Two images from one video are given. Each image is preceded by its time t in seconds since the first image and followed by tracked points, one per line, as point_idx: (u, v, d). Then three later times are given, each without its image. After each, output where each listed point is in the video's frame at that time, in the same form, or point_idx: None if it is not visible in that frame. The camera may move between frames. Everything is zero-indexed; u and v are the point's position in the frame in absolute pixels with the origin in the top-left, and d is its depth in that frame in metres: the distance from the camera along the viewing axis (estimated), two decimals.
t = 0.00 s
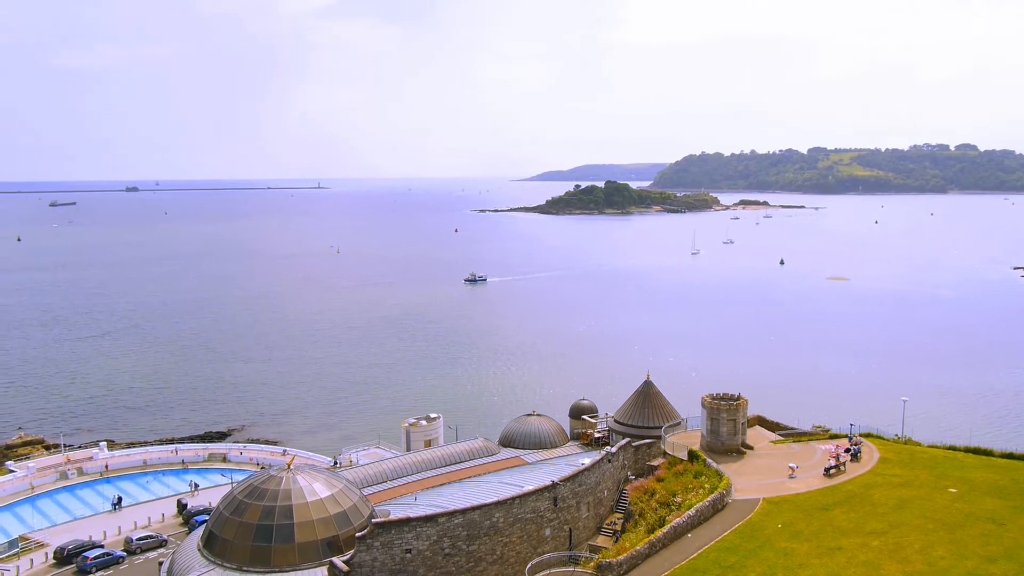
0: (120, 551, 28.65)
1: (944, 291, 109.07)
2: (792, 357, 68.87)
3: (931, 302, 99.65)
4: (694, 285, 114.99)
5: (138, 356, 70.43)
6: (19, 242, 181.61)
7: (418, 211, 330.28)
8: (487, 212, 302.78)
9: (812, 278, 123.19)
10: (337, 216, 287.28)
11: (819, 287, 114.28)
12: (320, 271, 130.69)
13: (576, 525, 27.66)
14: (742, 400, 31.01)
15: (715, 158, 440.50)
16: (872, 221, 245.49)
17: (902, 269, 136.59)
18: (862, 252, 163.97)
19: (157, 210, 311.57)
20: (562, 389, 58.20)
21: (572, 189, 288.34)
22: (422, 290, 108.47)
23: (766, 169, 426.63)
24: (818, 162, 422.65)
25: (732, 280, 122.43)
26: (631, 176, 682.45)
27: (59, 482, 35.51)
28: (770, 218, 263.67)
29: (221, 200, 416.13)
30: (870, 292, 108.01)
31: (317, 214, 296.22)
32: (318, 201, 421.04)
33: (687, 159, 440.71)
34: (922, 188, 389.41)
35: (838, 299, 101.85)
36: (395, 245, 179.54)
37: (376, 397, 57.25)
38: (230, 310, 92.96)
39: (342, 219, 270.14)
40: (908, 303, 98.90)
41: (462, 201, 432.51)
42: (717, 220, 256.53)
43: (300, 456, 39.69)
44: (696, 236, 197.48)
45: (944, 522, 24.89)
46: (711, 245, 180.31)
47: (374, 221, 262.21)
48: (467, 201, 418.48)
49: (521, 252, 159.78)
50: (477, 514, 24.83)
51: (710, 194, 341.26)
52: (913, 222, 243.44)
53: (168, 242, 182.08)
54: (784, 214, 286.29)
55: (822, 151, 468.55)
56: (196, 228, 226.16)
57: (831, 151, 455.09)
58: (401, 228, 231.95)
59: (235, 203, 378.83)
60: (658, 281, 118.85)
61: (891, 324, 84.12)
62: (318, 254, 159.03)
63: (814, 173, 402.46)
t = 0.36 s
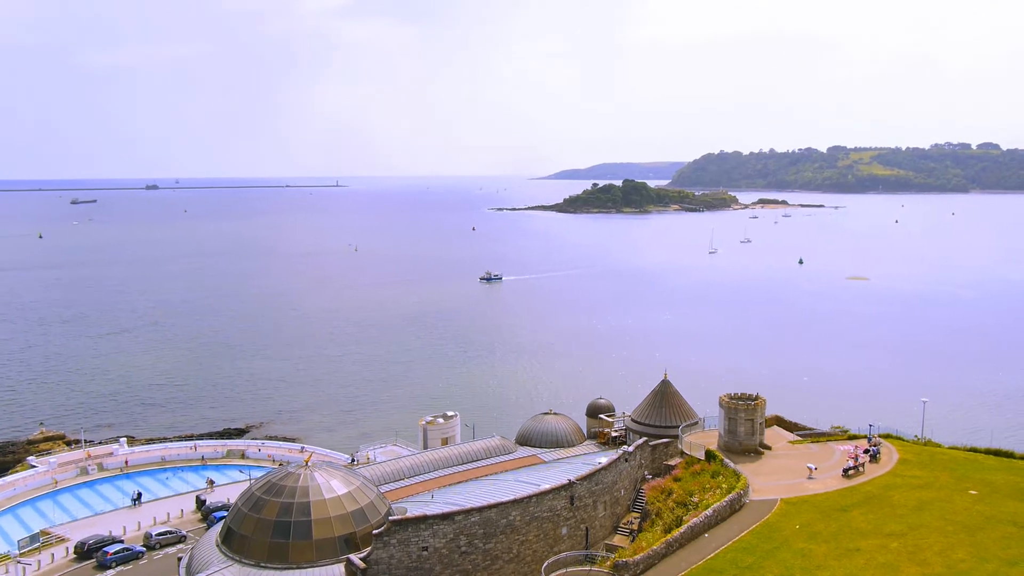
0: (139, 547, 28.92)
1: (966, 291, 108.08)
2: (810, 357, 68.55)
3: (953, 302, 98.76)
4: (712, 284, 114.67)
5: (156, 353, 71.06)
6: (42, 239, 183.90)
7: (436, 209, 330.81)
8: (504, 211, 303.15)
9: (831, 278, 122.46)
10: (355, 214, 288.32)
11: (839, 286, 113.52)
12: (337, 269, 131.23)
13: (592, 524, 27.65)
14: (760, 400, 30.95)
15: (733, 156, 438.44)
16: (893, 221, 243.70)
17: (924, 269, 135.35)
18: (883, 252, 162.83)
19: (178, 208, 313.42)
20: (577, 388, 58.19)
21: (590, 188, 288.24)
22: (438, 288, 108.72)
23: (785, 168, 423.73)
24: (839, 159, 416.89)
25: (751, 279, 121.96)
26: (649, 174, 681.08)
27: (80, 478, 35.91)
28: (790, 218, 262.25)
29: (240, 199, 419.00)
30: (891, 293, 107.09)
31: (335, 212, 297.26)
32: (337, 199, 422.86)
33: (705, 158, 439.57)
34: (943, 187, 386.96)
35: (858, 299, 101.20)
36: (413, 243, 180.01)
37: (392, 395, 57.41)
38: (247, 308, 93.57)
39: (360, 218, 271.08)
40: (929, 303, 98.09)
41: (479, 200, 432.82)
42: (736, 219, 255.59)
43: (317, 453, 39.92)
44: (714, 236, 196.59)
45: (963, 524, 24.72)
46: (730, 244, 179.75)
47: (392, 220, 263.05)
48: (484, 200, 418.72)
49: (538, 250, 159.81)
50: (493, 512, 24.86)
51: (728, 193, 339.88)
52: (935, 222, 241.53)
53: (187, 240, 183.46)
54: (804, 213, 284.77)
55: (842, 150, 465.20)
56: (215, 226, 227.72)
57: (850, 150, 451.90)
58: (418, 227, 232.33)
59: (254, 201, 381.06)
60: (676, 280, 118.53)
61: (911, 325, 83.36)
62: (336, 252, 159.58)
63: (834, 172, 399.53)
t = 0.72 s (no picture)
0: (159, 541, 29.18)
1: (988, 290, 106.93)
2: (828, 356, 68.08)
3: (975, 301, 97.70)
4: (730, 282, 114.16)
5: (174, 349, 71.68)
6: (64, 237, 186.11)
7: (454, 207, 330.88)
8: (522, 209, 303.13)
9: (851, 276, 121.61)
10: (373, 212, 289.34)
11: (859, 285, 112.63)
12: (354, 267, 131.89)
13: (609, 522, 27.64)
14: (779, 399, 30.84)
15: (752, 153, 435.79)
16: (914, 219, 241.54)
17: (946, 267, 134.03)
18: (904, 250, 161.32)
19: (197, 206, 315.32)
20: (593, 386, 58.13)
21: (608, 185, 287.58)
22: (455, 286, 108.99)
23: (805, 165, 420.34)
24: (859, 158, 408.80)
25: (770, 277, 121.26)
26: (666, 172, 678.58)
27: (102, 473, 36.29)
28: (809, 215, 260.66)
29: (259, 196, 422.06)
30: (911, 291, 106.21)
31: (352, 211, 298.33)
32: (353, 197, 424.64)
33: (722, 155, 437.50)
34: (966, 185, 387.34)
35: (878, 298, 100.39)
36: (431, 241, 180.42)
37: (408, 392, 57.57)
38: (264, 305, 94.15)
39: (377, 215, 271.97)
40: (949, 302, 97.16)
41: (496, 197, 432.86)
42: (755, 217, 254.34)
43: (335, 450, 40.11)
44: (732, 234, 195.71)
45: (984, 525, 24.49)
46: (748, 242, 178.82)
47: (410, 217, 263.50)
48: (502, 197, 418.81)
49: (556, 248, 159.73)
50: (510, 510, 24.88)
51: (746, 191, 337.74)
52: (958, 220, 239.07)
53: (206, 238, 184.77)
54: (823, 211, 282.61)
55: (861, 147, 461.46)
56: (234, 223, 229.19)
57: (870, 147, 448.04)
58: (435, 224, 232.88)
59: (272, 199, 383.55)
60: (694, 278, 118.15)
61: (932, 324, 82.62)
62: (353, 250, 160.25)
63: (854, 169, 396.25)
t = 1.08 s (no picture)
0: (178, 537, 29.41)
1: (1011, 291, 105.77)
2: (846, 356, 67.62)
3: (998, 302, 96.68)
4: (749, 282, 113.69)
5: (191, 346, 72.29)
6: (86, 234, 188.23)
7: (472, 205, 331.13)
8: (540, 207, 303.12)
9: (871, 276, 120.72)
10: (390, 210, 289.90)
11: (880, 284, 111.78)
12: (372, 264, 132.50)
13: (626, 521, 27.61)
14: (797, 399, 30.71)
15: (771, 152, 433.32)
16: (936, 218, 239.13)
17: (969, 267, 132.68)
18: (926, 249, 159.83)
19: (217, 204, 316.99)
20: (610, 385, 58.07)
21: (626, 184, 286.94)
22: (472, 284, 109.20)
23: (824, 164, 417.25)
24: (879, 156, 407.25)
25: (789, 277, 120.61)
26: (683, 172, 676.09)
27: (122, 468, 36.65)
28: (828, 214, 259.06)
29: (277, 194, 424.43)
30: (933, 291, 105.29)
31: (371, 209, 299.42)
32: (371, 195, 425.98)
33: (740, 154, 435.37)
34: (988, 184, 385.95)
35: (899, 298, 99.59)
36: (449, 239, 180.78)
37: (423, 390, 57.73)
38: (281, 303, 94.72)
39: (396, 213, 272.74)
40: (971, 302, 96.23)
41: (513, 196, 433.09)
42: (774, 216, 253.06)
43: (353, 447, 40.27)
44: (750, 232, 194.87)
45: (1006, 528, 24.26)
46: (767, 241, 177.91)
47: (428, 216, 264.06)
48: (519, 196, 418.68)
49: (574, 247, 159.58)
50: (527, 509, 24.89)
51: (764, 190, 335.84)
52: (982, 219, 236.50)
53: (226, 235, 186.07)
54: (843, 211, 280.43)
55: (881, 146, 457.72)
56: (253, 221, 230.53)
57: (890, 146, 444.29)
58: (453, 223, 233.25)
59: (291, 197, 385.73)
60: (713, 277, 117.74)
61: (953, 324, 81.89)
62: (370, 248, 160.81)
63: (874, 168, 393.17)
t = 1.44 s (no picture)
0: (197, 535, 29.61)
1: None
2: (864, 358, 67.14)
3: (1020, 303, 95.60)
4: (767, 282, 113.07)
5: (208, 345, 72.86)
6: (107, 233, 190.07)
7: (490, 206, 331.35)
8: (557, 207, 302.81)
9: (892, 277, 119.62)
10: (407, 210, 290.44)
11: (901, 285, 110.76)
12: (389, 264, 132.95)
13: (643, 523, 27.55)
14: (816, 401, 30.54)
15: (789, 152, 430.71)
16: (958, 219, 236.52)
17: (992, 268, 131.14)
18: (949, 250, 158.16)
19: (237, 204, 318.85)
20: (626, 386, 58.01)
21: (643, 185, 286.11)
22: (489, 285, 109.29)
23: (843, 164, 414.19)
24: (900, 156, 404.63)
25: (808, 278, 119.76)
26: (700, 172, 673.34)
27: (142, 466, 36.99)
28: (848, 215, 257.11)
29: (295, 194, 426.40)
30: (954, 292, 104.25)
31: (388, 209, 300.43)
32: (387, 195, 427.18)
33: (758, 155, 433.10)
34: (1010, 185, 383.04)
35: (919, 299, 98.71)
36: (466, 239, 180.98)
37: (439, 390, 57.86)
38: (298, 302, 95.27)
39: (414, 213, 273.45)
40: (993, 304, 95.17)
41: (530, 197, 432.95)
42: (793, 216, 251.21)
43: (371, 447, 40.39)
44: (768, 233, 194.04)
45: None
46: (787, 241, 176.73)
47: (445, 216, 264.34)
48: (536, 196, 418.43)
49: (592, 247, 159.25)
50: (544, 509, 24.88)
51: (783, 190, 333.57)
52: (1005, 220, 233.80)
53: (245, 235, 187.29)
54: (863, 211, 278.12)
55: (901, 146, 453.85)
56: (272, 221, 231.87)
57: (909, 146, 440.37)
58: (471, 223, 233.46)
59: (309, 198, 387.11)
60: (731, 278, 117.28)
61: (974, 326, 81.04)
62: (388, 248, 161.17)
63: (894, 168, 390.06)
